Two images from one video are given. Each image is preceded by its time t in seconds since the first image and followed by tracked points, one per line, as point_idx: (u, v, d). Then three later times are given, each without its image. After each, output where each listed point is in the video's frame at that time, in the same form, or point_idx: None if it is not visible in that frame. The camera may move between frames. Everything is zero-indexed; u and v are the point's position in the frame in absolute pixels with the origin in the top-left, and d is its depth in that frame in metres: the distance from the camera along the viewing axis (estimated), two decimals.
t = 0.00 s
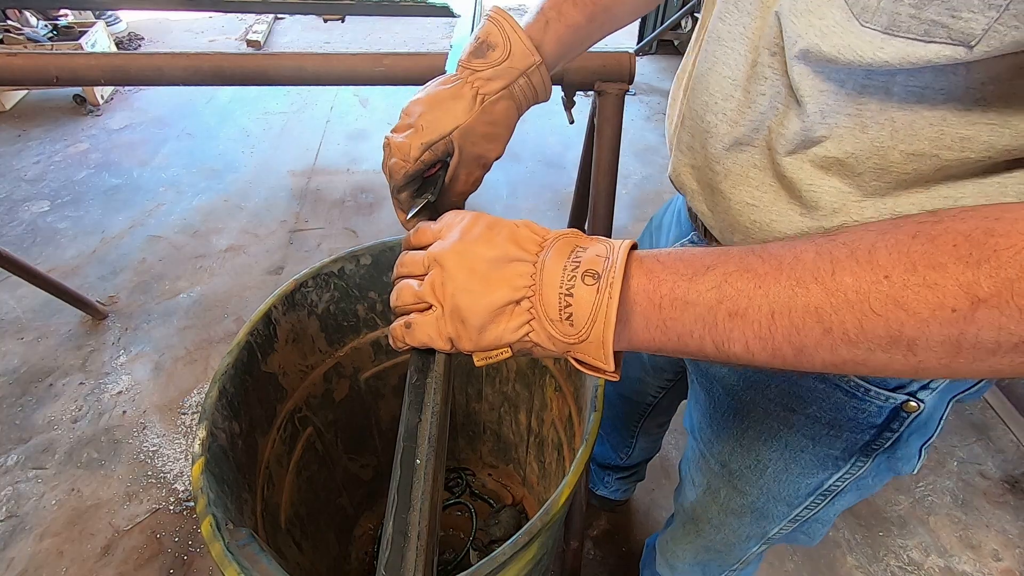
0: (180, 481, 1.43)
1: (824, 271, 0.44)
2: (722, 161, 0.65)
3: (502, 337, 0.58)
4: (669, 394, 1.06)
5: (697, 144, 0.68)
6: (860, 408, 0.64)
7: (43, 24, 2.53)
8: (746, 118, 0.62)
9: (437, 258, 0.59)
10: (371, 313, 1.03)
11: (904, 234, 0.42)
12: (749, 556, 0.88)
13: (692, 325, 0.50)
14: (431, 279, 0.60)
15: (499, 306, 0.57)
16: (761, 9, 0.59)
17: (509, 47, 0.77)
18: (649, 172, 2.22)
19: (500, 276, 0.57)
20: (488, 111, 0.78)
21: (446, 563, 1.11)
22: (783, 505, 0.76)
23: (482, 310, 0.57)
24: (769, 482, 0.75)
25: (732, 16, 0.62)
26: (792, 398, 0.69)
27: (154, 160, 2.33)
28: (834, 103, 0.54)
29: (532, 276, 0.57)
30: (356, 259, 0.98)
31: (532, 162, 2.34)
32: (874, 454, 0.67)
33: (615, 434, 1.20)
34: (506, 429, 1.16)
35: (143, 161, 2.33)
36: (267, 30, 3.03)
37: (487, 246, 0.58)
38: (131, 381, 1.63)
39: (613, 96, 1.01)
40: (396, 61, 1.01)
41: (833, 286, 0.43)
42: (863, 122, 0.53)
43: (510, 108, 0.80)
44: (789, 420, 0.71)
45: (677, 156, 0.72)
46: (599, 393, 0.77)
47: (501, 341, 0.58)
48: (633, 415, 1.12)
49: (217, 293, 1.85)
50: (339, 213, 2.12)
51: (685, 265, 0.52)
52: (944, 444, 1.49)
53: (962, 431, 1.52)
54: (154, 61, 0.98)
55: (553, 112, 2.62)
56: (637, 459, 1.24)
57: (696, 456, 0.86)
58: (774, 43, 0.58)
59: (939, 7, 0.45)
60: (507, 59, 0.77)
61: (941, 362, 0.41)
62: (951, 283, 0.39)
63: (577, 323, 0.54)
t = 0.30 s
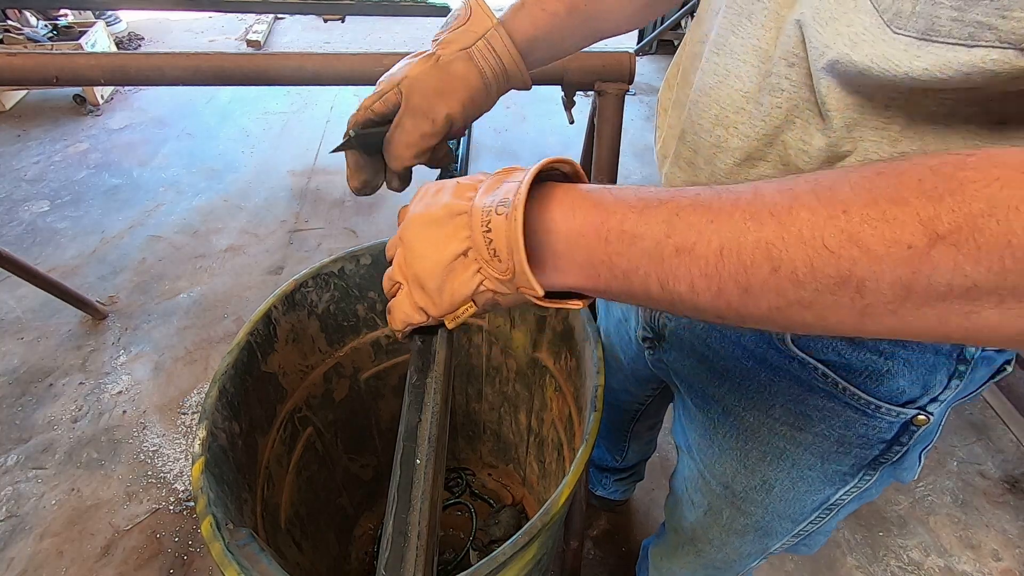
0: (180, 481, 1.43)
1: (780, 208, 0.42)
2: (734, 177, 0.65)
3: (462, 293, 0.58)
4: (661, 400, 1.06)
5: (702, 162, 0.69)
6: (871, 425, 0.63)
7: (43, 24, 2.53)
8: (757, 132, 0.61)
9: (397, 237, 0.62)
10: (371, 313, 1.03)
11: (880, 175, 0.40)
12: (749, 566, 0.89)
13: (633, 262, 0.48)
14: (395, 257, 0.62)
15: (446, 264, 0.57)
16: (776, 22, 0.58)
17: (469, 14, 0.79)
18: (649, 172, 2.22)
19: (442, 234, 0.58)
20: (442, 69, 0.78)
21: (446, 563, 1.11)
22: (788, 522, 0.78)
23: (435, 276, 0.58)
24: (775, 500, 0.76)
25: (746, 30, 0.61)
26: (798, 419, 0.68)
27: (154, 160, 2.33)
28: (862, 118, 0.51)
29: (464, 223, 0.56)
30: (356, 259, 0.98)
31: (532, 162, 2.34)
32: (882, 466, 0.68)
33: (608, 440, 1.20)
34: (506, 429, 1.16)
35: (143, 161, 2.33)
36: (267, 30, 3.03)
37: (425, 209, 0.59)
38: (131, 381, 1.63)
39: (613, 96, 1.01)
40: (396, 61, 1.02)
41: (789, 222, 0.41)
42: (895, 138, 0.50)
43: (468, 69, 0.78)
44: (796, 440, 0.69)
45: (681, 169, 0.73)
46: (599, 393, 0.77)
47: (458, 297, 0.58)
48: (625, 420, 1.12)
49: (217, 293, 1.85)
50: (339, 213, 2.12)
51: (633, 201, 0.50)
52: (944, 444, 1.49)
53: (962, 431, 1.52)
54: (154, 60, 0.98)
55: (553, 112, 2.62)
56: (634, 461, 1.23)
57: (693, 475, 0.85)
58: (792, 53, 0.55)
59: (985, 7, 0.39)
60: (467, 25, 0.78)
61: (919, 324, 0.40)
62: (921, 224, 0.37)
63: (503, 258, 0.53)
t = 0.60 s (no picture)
0: (180, 481, 1.43)
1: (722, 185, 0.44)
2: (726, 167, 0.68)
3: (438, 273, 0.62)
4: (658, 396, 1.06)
5: (696, 152, 0.71)
6: (865, 416, 0.63)
7: (43, 24, 2.53)
8: (748, 123, 0.63)
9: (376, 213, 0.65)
10: (370, 313, 1.03)
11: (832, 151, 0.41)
12: (746, 562, 0.89)
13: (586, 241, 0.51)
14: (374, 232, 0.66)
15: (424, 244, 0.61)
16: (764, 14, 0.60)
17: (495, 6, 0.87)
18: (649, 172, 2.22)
19: (423, 211, 0.61)
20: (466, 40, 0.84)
21: (446, 563, 1.11)
22: (784, 515, 0.77)
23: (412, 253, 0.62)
24: (771, 492, 0.75)
25: (737, 24, 0.63)
26: (793, 409, 0.68)
27: (154, 160, 2.33)
28: (850, 109, 0.54)
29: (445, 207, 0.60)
30: (356, 259, 0.98)
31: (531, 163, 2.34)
32: (877, 458, 0.67)
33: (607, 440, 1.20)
34: (506, 429, 1.16)
35: (143, 161, 2.33)
36: (267, 30, 3.03)
37: (409, 190, 0.63)
38: (131, 381, 1.63)
39: (613, 96, 1.01)
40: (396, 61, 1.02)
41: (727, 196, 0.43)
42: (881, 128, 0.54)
43: (491, 43, 0.84)
44: (793, 432, 0.69)
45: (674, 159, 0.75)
46: (599, 393, 0.77)
47: (432, 275, 0.62)
48: (623, 418, 1.12)
49: (217, 293, 1.85)
50: (339, 213, 2.12)
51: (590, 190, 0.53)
52: (943, 444, 1.49)
53: (962, 431, 1.52)
54: (154, 60, 0.98)
55: (553, 112, 2.62)
56: (633, 461, 1.24)
57: (691, 468, 0.85)
58: (784, 46, 0.58)
59: None
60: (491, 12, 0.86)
61: (870, 301, 0.39)
62: (863, 190, 0.38)
63: (476, 241, 0.56)
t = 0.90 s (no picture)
0: (180, 481, 1.43)
1: (754, 208, 0.43)
2: (687, 142, 0.69)
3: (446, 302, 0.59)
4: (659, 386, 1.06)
5: (666, 127, 0.72)
6: (819, 385, 0.64)
7: (43, 24, 2.53)
8: (707, 99, 0.65)
9: (377, 229, 0.61)
10: (370, 313, 1.03)
11: (865, 164, 0.41)
12: (723, 544, 0.88)
13: (598, 266, 0.49)
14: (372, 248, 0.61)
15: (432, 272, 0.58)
16: None
17: None
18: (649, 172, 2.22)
19: (430, 239, 0.58)
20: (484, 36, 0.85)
21: (446, 563, 1.11)
22: (752, 487, 0.77)
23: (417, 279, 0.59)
24: (737, 461, 0.76)
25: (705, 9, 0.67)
26: (754, 378, 0.69)
27: (154, 160, 2.33)
28: (794, 82, 0.56)
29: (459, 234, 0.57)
30: (356, 259, 0.98)
31: (531, 162, 2.34)
32: (836, 431, 0.68)
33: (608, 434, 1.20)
34: (506, 429, 1.16)
35: (143, 161, 2.33)
36: (267, 30, 3.03)
37: (417, 211, 0.59)
38: (131, 381, 1.63)
39: (613, 96, 1.01)
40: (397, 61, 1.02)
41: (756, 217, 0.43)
42: (824, 103, 0.55)
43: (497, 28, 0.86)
44: (755, 400, 0.70)
45: (643, 140, 0.75)
46: (599, 393, 0.77)
47: (438, 303, 0.59)
48: (625, 410, 1.12)
49: (217, 293, 1.85)
50: (339, 213, 2.12)
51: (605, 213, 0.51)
52: (943, 444, 1.49)
53: (962, 431, 1.52)
54: (154, 60, 0.98)
55: (553, 112, 2.62)
56: (634, 458, 1.24)
57: (671, 439, 0.86)
58: (739, 24, 0.62)
59: None
60: None
61: (912, 314, 0.39)
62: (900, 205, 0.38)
63: (490, 283, 0.54)
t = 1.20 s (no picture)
0: (180, 481, 1.43)
1: (788, 246, 0.46)
2: (689, 148, 0.68)
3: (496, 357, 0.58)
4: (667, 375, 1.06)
5: (667, 133, 0.69)
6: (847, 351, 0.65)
7: (43, 24, 2.53)
8: (706, 104, 0.64)
9: (421, 278, 0.59)
10: (370, 313, 1.03)
11: (881, 199, 0.46)
12: (746, 527, 0.87)
13: (667, 307, 0.50)
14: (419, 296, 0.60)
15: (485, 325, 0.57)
16: None
17: None
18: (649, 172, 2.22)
19: (481, 294, 0.57)
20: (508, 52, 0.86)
21: (446, 563, 1.11)
22: (780, 464, 0.77)
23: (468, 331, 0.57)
24: (766, 439, 0.76)
25: (684, 10, 0.64)
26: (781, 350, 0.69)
27: (154, 160, 2.33)
28: (793, 86, 0.57)
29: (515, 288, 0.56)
30: (356, 259, 0.98)
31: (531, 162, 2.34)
32: (863, 396, 0.68)
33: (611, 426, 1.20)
34: (506, 429, 1.16)
35: (143, 161, 2.33)
36: (267, 30, 3.03)
37: (467, 260, 0.58)
38: (131, 381, 1.63)
39: (613, 96, 1.01)
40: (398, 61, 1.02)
41: (796, 250, 0.46)
42: (825, 101, 0.56)
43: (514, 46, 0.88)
44: (780, 376, 0.71)
45: (645, 146, 0.73)
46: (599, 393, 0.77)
47: (486, 360, 0.58)
48: (629, 402, 1.13)
49: (217, 293, 1.85)
50: (339, 213, 2.12)
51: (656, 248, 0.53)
52: (944, 444, 1.49)
53: (962, 431, 1.52)
54: (154, 61, 0.98)
55: (553, 112, 2.62)
56: (637, 453, 1.24)
57: (692, 426, 0.86)
58: (728, 33, 0.61)
59: None
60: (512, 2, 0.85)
61: None
62: (924, 234, 0.42)
63: (554, 344, 0.54)
